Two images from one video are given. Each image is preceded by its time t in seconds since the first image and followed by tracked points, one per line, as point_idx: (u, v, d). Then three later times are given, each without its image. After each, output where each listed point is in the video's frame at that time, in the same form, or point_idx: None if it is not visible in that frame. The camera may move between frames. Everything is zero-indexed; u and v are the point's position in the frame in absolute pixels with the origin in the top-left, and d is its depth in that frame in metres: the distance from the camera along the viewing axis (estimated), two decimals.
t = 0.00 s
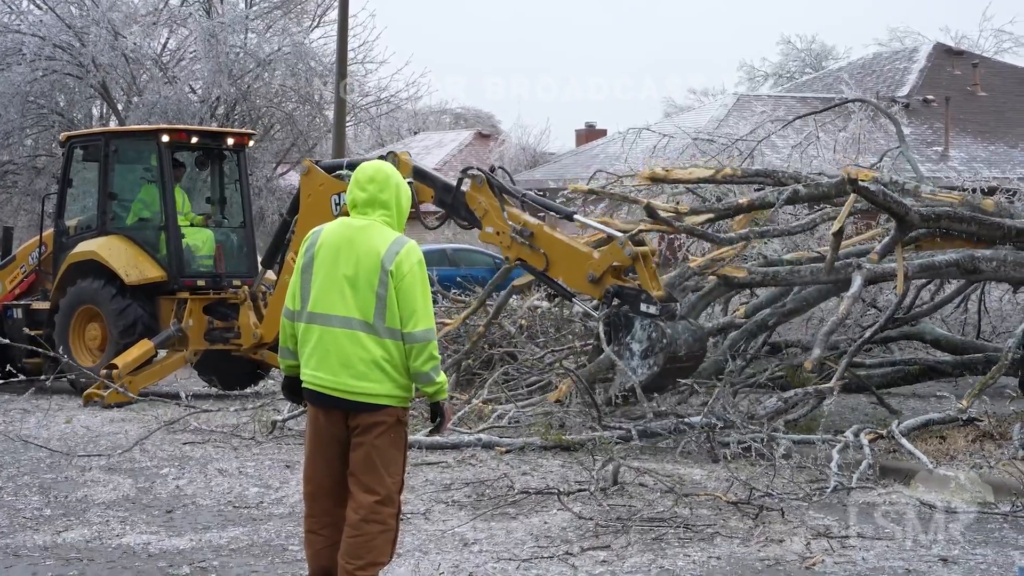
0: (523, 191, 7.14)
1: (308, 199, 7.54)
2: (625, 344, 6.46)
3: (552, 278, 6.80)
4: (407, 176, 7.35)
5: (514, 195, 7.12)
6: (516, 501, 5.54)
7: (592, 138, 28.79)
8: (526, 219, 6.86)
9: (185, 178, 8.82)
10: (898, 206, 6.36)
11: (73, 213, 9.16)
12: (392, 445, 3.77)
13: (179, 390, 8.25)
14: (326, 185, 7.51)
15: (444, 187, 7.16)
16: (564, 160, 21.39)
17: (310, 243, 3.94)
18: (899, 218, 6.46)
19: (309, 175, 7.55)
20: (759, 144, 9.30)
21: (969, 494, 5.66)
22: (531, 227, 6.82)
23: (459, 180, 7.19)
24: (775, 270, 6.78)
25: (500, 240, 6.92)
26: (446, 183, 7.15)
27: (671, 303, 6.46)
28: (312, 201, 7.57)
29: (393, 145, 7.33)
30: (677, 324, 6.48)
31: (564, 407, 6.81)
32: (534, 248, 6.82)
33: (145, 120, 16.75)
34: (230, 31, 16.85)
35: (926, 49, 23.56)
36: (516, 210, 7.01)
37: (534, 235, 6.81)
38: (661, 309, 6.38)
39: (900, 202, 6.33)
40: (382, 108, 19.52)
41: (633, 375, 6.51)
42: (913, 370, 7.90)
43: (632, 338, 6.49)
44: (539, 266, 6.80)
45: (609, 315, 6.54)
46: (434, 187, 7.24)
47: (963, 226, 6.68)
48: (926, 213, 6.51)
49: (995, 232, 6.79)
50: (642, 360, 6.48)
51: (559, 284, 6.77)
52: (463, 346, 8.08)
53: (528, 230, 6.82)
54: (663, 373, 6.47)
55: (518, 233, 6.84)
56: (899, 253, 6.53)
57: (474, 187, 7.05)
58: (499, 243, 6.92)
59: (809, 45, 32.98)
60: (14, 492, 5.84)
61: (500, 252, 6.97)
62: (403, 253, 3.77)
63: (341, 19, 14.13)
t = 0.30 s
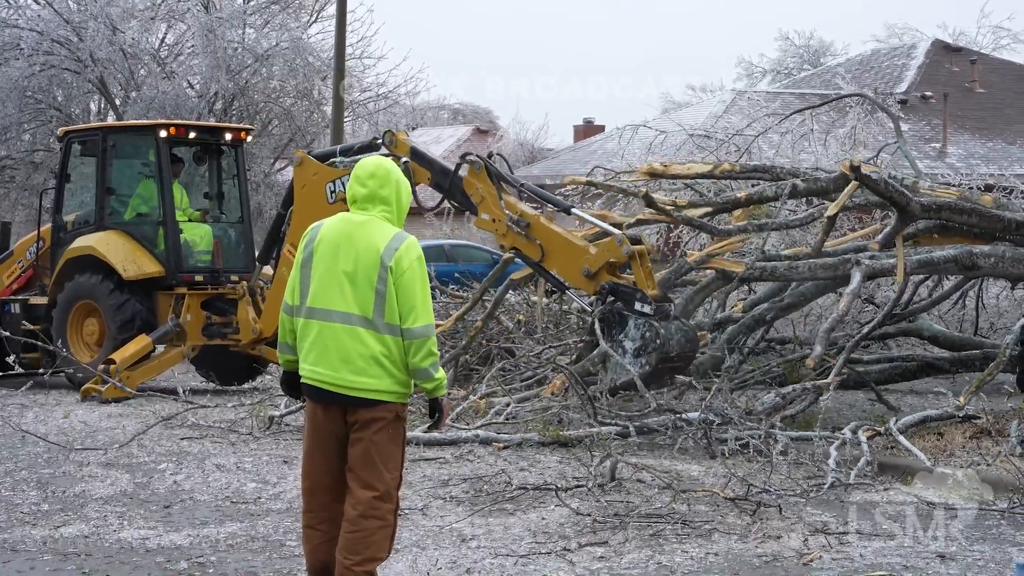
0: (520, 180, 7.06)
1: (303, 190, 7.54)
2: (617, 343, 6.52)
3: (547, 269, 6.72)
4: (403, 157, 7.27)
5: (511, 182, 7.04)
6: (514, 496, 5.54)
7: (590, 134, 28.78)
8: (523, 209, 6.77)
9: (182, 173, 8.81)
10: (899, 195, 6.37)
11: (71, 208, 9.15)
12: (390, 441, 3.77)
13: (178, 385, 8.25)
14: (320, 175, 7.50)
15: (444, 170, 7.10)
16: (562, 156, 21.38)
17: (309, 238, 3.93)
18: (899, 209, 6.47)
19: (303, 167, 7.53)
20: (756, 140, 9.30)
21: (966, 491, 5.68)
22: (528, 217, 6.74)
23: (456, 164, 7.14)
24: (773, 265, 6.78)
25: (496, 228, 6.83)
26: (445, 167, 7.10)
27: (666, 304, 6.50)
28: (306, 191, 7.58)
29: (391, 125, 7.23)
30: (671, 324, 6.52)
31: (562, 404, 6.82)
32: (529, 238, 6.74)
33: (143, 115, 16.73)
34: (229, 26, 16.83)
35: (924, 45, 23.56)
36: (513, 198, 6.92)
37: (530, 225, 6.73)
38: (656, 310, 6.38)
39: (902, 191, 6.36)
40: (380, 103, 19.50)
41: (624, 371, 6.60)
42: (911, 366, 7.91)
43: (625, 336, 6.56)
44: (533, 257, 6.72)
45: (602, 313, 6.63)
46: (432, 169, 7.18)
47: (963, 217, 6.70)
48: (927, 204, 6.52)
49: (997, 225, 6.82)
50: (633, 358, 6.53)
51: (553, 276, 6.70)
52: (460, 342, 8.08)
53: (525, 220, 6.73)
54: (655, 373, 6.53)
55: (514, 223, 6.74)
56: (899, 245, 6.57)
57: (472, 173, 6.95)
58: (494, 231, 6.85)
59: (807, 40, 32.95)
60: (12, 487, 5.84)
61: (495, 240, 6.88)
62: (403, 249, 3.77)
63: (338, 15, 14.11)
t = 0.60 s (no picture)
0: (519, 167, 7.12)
1: (298, 184, 7.55)
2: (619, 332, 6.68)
3: (547, 258, 6.82)
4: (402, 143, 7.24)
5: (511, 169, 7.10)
6: (512, 495, 5.54)
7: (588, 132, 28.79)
8: (524, 198, 6.85)
9: (181, 171, 8.81)
10: (896, 189, 6.25)
11: (69, 206, 9.14)
12: (389, 439, 3.77)
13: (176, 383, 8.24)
14: (316, 168, 7.52)
15: (443, 156, 7.12)
16: (561, 154, 21.37)
17: (309, 236, 3.93)
18: (895, 203, 6.36)
19: (299, 161, 7.55)
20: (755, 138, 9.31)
21: (964, 489, 5.69)
22: (529, 206, 6.82)
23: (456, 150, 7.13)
24: (772, 262, 6.81)
25: (496, 215, 6.90)
26: (445, 153, 7.11)
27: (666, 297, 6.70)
28: (301, 186, 7.59)
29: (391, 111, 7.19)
30: (670, 314, 6.81)
31: (560, 402, 6.82)
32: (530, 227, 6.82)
33: (141, 113, 16.71)
34: (227, 24, 16.82)
35: (923, 44, 23.57)
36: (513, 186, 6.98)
37: (531, 215, 6.81)
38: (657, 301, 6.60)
39: (896, 186, 6.23)
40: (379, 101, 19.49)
41: (625, 361, 6.77)
42: (909, 364, 7.92)
43: (626, 326, 6.73)
44: (534, 246, 6.81)
45: (604, 302, 6.74)
46: (432, 155, 7.18)
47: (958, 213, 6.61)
48: (922, 199, 6.43)
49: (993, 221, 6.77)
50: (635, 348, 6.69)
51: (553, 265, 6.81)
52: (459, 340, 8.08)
53: (526, 209, 6.82)
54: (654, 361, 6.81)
55: (515, 211, 6.82)
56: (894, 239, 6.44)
57: (472, 160, 7.00)
58: (494, 219, 6.92)
59: (806, 39, 32.95)
60: (10, 485, 5.83)
61: (494, 227, 6.95)
62: (402, 247, 3.77)
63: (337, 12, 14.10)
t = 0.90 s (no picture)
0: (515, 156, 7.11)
1: (291, 181, 7.58)
2: (620, 321, 6.83)
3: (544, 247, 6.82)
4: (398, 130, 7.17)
5: (507, 158, 7.09)
6: (509, 494, 5.54)
7: (585, 131, 28.80)
8: (523, 187, 6.84)
9: (178, 170, 8.80)
10: (879, 189, 6.20)
11: (66, 206, 9.13)
12: (386, 439, 3.76)
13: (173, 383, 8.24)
14: (309, 163, 7.56)
15: (440, 144, 7.06)
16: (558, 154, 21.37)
17: (306, 236, 3.92)
18: (879, 203, 6.33)
19: (292, 157, 7.60)
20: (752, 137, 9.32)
21: (960, 488, 5.70)
22: (528, 195, 6.81)
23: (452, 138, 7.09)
24: (769, 258, 6.80)
25: (493, 203, 6.88)
26: (441, 140, 7.06)
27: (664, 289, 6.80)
28: (294, 182, 7.61)
29: (388, 97, 7.09)
30: (670, 304, 6.99)
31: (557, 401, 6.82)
32: (528, 216, 6.82)
33: (138, 112, 16.70)
34: (224, 23, 16.81)
35: (919, 43, 23.58)
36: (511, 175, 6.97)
37: (530, 203, 6.80)
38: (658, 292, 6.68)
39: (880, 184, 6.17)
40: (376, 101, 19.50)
41: (623, 349, 6.91)
42: (907, 363, 7.93)
43: (626, 315, 6.88)
44: (532, 234, 6.81)
45: (605, 291, 6.82)
46: (428, 141, 7.10)
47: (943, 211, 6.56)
48: (907, 198, 6.38)
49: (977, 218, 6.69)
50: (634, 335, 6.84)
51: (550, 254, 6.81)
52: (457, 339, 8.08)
53: (524, 198, 6.81)
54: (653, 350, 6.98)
55: (514, 200, 6.81)
56: (878, 236, 6.43)
57: (470, 148, 6.97)
58: (492, 207, 6.89)
59: (802, 38, 32.97)
60: (7, 485, 5.83)
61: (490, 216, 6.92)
62: (399, 246, 3.76)
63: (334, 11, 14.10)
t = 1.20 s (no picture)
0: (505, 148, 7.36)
1: (283, 177, 7.64)
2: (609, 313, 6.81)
3: (534, 238, 7.08)
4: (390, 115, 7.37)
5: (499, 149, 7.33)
6: (506, 492, 5.54)
7: (582, 129, 28.81)
8: (515, 178, 7.10)
9: (175, 169, 8.80)
10: (869, 181, 6.24)
11: (63, 204, 9.12)
12: (383, 437, 3.76)
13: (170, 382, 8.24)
14: (301, 158, 7.63)
15: (433, 133, 7.29)
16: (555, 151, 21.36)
17: (302, 234, 3.92)
18: (870, 195, 6.39)
19: (283, 152, 7.66)
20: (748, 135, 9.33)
21: (957, 485, 5.70)
22: (520, 186, 7.06)
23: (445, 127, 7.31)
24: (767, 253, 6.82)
25: (485, 193, 7.12)
26: (435, 129, 7.29)
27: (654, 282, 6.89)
28: (286, 177, 7.68)
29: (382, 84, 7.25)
30: (659, 301, 6.85)
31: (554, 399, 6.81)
32: (519, 207, 7.07)
33: (135, 111, 16.67)
34: (220, 21, 16.79)
35: (916, 40, 23.61)
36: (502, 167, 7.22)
37: (522, 195, 7.05)
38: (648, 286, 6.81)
39: (870, 178, 6.23)
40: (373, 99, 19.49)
41: (611, 342, 6.86)
42: (904, 360, 7.93)
43: (615, 309, 6.85)
44: (522, 225, 7.07)
45: (596, 284, 6.94)
46: (421, 129, 7.33)
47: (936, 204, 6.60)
48: (899, 191, 6.39)
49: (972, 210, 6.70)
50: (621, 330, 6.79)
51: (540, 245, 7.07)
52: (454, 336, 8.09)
53: (516, 189, 7.06)
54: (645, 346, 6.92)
55: (507, 190, 7.06)
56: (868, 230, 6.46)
57: (463, 138, 7.21)
58: (483, 196, 7.12)
59: (799, 36, 32.97)
60: (3, 483, 5.83)
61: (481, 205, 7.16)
62: (395, 244, 3.76)
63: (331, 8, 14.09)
